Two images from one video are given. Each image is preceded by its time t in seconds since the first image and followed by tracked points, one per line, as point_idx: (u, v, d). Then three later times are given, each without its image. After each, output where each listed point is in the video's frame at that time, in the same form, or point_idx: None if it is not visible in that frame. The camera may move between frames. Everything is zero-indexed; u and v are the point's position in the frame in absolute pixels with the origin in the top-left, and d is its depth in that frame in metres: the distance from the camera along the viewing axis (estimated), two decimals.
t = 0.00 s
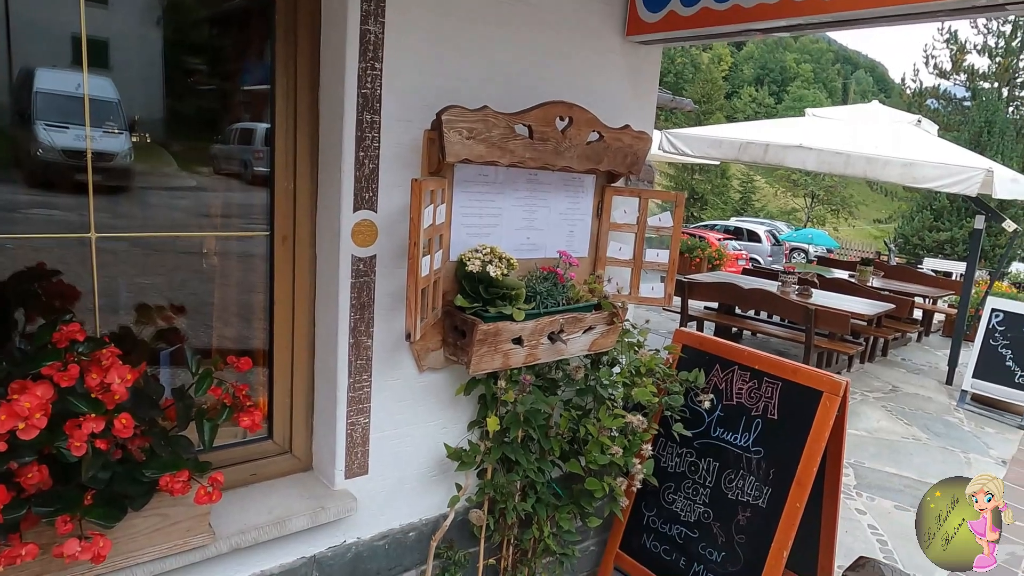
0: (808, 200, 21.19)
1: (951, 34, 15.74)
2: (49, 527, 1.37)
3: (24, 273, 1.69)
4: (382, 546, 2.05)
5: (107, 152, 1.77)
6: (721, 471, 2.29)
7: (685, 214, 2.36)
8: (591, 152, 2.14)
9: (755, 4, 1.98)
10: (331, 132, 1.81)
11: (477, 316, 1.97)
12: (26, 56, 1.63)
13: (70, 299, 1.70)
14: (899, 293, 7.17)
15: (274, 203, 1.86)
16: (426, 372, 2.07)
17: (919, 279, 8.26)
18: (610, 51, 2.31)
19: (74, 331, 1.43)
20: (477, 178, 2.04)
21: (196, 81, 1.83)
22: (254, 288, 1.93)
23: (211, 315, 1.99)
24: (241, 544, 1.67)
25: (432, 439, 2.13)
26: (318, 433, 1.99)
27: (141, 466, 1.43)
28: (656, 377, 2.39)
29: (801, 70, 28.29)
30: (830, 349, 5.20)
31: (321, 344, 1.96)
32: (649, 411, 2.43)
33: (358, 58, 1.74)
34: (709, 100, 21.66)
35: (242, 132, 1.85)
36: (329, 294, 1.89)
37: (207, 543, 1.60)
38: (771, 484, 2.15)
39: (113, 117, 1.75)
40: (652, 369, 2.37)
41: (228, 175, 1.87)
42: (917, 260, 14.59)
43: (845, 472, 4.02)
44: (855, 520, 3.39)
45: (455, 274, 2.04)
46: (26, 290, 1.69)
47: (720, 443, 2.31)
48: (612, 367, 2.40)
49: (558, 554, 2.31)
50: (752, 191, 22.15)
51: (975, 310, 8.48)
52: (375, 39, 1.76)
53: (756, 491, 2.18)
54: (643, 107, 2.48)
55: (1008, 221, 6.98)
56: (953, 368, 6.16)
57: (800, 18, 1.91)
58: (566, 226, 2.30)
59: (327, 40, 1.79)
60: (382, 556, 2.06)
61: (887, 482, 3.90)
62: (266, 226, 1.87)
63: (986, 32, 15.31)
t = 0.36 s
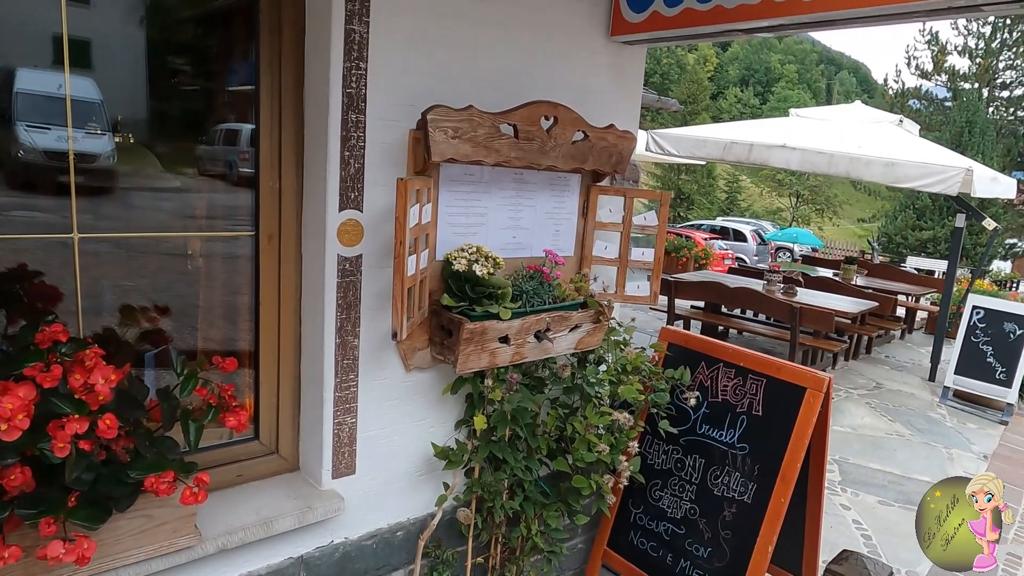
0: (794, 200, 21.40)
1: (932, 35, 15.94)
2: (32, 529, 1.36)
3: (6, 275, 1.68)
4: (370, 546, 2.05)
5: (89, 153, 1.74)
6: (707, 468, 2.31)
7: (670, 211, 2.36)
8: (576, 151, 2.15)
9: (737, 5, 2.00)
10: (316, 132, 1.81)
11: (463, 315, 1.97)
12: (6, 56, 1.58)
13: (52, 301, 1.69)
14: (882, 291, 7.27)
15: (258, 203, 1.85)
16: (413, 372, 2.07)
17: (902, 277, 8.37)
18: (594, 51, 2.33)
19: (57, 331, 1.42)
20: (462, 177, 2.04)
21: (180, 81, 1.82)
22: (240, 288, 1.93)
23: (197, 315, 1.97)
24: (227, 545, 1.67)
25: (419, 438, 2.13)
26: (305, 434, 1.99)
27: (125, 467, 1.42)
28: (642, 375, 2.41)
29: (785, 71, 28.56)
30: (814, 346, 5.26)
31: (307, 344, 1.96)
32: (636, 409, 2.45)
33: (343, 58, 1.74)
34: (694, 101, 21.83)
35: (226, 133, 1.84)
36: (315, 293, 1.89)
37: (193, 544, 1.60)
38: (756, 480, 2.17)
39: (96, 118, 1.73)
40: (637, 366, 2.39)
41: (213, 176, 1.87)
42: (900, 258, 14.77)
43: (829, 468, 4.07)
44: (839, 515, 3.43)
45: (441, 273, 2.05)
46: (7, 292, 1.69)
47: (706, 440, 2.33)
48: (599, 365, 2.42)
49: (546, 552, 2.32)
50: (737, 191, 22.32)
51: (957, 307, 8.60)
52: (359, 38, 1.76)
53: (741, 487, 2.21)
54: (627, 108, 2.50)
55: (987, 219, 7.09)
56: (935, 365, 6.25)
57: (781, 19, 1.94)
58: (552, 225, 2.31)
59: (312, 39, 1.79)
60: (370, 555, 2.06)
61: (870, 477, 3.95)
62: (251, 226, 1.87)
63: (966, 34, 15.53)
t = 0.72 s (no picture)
0: (775, 208, 21.68)
1: (908, 46, 16.28)
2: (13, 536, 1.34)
3: None
4: (355, 552, 2.04)
5: (69, 159, 1.71)
6: (692, 470, 2.33)
7: (653, 216, 2.40)
8: (561, 156, 2.17)
9: (719, 12, 2.03)
10: (303, 136, 1.81)
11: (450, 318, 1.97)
12: None
13: (32, 306, 1.67)
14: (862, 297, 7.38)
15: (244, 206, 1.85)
16: (400, 376, 2.07)
17: (882, 283, 8.49)
18: (579, 57, 2.36)
19: (39, 334, 1.40)
20: (448, 181, 2.05)
21: (162, 87, 1.83)
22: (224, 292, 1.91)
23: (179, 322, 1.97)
24: (211, 551, 1.65)
25: (406, 442, 2.13)
26: (291, 439, 1.97)
27: (109, 471, 1.40)
28: (628, 378, 2.43)
29: (764, 80, 28.99)
30: (796, 351, 5.32)
31: (292, 348, 1.95)
32: (622, 412, 2.46)
33: (330, 61, 1.75)
34: (676, 109, 22.07)
35: (208, 139, 1.85)
36: (301, 297, 1.88)
37: (177, 550, 1.58)
38: (741, 481, 2.19)
39: (75, 123, 1.71)
40: (623, 370, 2.40)
41: (195, 183, 1.86)
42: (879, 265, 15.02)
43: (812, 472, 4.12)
44: (822, 517, 3.47)
45: (428, 277, 2.05)
46: None
47: (691, 443, 2.35)
48: (585, 369, 2.44)
49: (533, 556, 2.32)
50: (719, 199, 22.58)
51: (934, 312, 8.76)
52: (346, 43, 1.77)
53: (726, 489, 2.22)
54: (612, 114, 2.53)
55: (963, 226, 7.23)
56: (914, 369, 6.35)
57: (762, 25, 1.97)
58: (537, 229, 2.33)
59: (298, 43, 1.80)
60: (356, 561, 2.05)
61: (851, 480, 4.00)
62: (236, 229, 1.86)
63: (941, 45, 15.87)
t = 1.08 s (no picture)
0: (751, 220, 22.00)
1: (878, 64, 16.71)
2: None
3: None
4: (333, 572, 2.05)
5: (43, 170, 1.62)
6: (667, 487, 2.37)
7: (628, 237, 2.44)
8: (538, 180, 2.22)
9: (689, 42, 2.10)
10: (282, 161, 1.84)
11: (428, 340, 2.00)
12: None
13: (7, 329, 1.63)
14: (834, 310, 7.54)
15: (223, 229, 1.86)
16: (378, 397, 2.09)
17: (854, 295, 8.68)
18: (554, 82, 2.43)
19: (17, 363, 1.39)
20: (427, 204, 2.09)
21: (138, 97, 1.75)
22: (202, 313, 1.91)
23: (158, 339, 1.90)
24: None
25: (384, 462, 2.14)
26: (269, 460, 1.98)
27: (86, 498, 1.40)
28: (604, 397, 2.47)
29: (739, 94, 29.54)
30: (771, 364, 5.41)
31: (271, 370, 1.96)
32: (597, 430, 2.50)
33: (310, 89, 1.78)
34: (654, 122, 22.37)
35: (185, 150, 1.82)
36: (280, 319, 1.90)
37: None
38: (714, 497, 2.24)
39: (49, 135, 1.63)
40: (599, 389, 2.45)
41: (172, 194, 1.82)
42: (852, 277, 15.30)
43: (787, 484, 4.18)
44: (794, 529, 3.54)
45: (406, 299, 2.08)
46: None
47: (665, 459, 2.40)
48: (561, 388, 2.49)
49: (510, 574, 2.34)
50: (697, 210, 22.86)
51: (907, 325, 8.93)
52: (326, 71, 1.80)
53: (700, 505, 2.27)
54: (585, 137, 2.60)
55: (930, 240, 7.44)
56: (886, 381, 6.49)
57: (730, 56, 2.04)
58: (514, 250, 2.37)
59: (278, 69, 1.83)
60: None
61: (825, 492, 4.08)
62: (215, 252, 1.88)
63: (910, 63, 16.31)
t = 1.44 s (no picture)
0: (728, 229, 22.34)
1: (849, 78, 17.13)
2: None
3: None
4: None
5: (14, 181, 1.59)
6: (644, 497, 2.41)
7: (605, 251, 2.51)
8: (516, 198, 2.27)
9: (662, 65, 2.17)
10: (263, 180, 1.86)
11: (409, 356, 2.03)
12: None
13: None
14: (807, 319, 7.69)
15: (204, 247, 1.88)
16: (358, 413, 2.11)
17: (826, 304, 8.86)
18: (531, 101, 2.48)
19: None
20: (407, 222, 2.12)
21: (111, 106, 1.72)
22: (181, 330, 1.91)
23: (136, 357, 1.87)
24: None
25: (364, 478, 2.16)
26: (249, 477, 1.99)
27: (67, 518, 1.41)
28: (582, 410, 2.52)
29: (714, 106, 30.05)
30: (747, 374, 5.49)
31: (251, 387, 1.97)
32: (576, 443, 2.54)
33: (291, 110, 1.81)
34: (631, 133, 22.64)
35: (160, 160, 1.80)
36: (260, 336, 1.91)
37: None
38: (690, 508, 2.28)
39: (19, 145, 1.59)
40: (577, 402, 2.49)
41: (146, 206, 1.79)
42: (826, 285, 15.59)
43: (763, 492, 4.25)
44: (770, 537, 3.60)
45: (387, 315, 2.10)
46: None
47: (643, 470, 2.44)
48: (540, 402, 2.53)
49: None
50: (674, 220, 23.13)
51: (878, 333, 9.14)
52: (307, 92, 1.83)
53: (677, 515, 2.31)
54: (560, 156, 2.66)
55: (899, 250, 7.64)
56: (858, 389, 6.63)
57: (701, 79, 2.11)
58: (493, 266, 2.41)
59: (259, 90, 1.85)
60: None
61: (800, 500, 4.15)
62: (196, 270, 1.89)
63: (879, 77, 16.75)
